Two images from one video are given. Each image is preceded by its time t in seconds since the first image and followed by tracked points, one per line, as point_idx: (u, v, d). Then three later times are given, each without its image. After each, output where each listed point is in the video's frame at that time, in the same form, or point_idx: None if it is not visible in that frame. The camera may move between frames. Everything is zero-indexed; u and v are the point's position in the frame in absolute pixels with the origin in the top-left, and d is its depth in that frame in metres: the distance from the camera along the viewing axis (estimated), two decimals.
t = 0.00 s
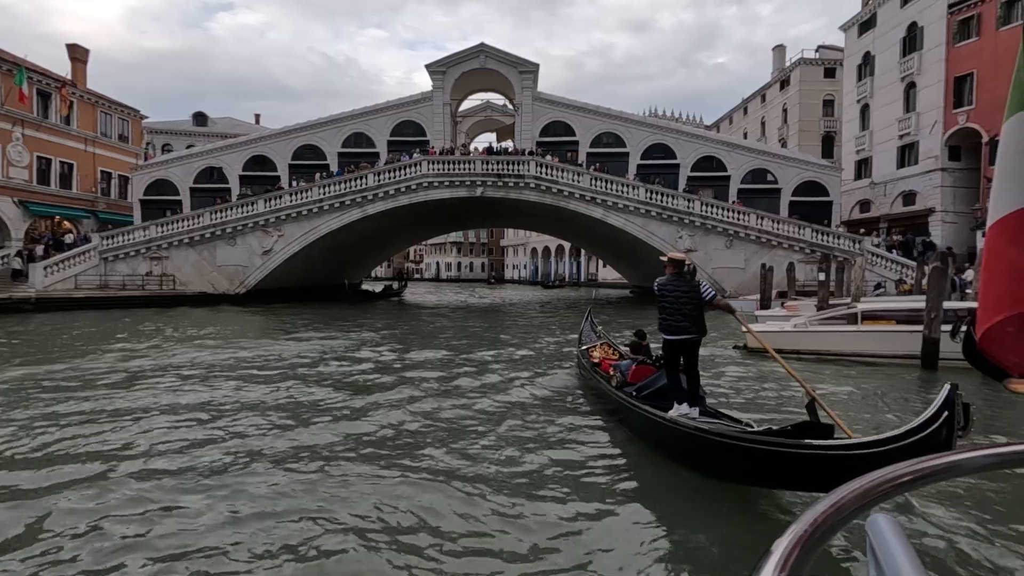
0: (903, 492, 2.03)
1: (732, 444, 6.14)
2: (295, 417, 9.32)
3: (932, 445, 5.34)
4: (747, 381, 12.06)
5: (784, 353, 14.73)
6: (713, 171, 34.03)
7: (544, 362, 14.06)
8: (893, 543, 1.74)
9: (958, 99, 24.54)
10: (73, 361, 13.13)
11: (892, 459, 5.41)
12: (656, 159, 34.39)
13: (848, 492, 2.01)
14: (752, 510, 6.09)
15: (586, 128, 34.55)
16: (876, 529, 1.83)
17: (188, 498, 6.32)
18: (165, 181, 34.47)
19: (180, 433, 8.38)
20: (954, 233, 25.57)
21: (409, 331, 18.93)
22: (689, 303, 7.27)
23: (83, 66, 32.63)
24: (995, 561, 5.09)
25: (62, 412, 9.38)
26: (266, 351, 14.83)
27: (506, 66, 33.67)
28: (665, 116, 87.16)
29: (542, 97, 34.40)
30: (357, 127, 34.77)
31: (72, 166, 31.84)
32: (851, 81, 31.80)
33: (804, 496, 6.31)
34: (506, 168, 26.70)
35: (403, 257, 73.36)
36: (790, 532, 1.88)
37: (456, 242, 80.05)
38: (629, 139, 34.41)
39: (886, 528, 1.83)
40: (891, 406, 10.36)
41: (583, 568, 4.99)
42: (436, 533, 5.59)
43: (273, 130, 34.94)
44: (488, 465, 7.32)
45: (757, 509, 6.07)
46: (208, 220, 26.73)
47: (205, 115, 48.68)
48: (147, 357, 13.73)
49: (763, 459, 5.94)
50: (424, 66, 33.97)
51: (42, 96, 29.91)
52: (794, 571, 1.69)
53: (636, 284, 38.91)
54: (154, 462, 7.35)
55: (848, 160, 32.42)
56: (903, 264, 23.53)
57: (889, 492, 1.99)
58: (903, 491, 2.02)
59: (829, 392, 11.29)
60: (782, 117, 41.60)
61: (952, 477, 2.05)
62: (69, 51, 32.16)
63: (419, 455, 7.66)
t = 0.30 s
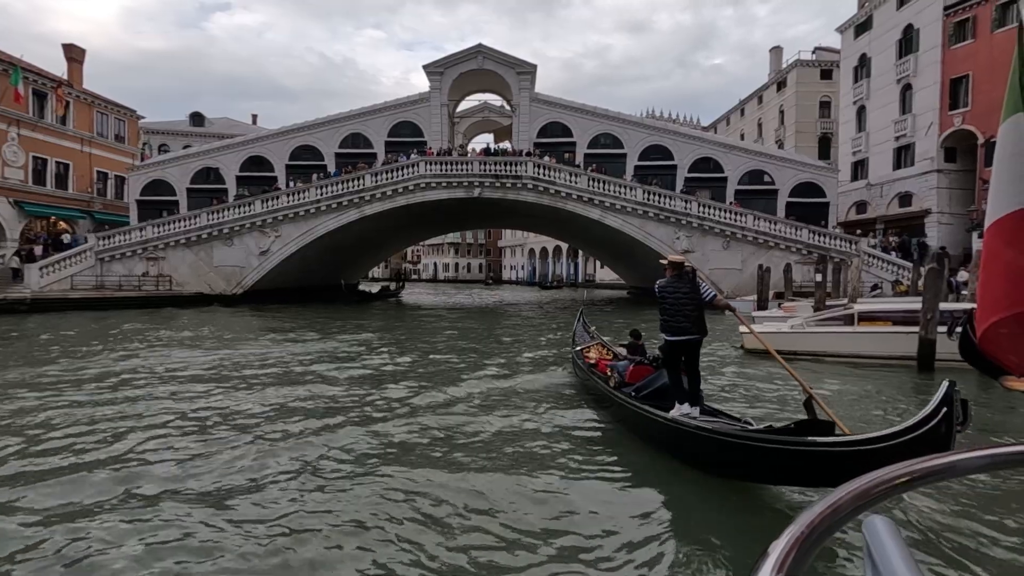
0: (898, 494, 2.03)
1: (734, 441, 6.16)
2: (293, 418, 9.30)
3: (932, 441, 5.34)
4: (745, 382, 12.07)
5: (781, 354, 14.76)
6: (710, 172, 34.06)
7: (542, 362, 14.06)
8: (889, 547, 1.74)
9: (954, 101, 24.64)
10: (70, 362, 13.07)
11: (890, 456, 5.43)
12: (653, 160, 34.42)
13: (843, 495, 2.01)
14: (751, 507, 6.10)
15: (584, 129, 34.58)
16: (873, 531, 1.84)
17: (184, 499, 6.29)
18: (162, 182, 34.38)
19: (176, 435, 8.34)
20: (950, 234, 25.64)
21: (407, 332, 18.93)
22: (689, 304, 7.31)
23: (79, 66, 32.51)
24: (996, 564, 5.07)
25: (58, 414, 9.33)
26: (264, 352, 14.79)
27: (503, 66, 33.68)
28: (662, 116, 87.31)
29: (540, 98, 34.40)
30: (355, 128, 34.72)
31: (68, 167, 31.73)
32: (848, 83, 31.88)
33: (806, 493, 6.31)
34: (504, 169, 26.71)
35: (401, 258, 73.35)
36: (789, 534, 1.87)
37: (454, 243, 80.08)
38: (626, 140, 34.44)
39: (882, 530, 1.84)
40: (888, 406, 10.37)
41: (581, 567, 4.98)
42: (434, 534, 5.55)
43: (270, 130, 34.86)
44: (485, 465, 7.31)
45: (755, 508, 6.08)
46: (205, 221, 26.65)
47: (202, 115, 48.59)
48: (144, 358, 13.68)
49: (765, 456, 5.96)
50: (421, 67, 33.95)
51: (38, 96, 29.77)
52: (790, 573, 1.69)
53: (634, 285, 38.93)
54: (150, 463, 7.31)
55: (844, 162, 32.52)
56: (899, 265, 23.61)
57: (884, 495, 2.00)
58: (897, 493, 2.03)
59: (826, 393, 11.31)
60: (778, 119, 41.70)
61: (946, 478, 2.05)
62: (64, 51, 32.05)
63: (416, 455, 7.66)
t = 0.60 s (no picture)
0: (896, 496, 2.04)
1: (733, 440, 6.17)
2: (293, 418, 9.30)
3: (929, 439, 5.35)
4: (744, 383, 12.11)
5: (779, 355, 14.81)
6: (708, 173, 34.13)
7: (542, 363, 14.08)
8: (886, 548, 1.74)
9: (951, 102, 24.73)
10: (69, 363, 13.03)
11: (887, 455, 5.44)
12: (651, 161, 34.45)
13: (840, 495, 2.01)
14: (750, 505, 6.11)
15: (582, 130, 34.61)
16: (870, 533, 1.84)
17: (183, 499, 6.29)
18: (159, 182, 34.30)
19: (176, 437, 8.33)
20: (948, 235, 25.65)
21: (406, 333, 18.90)
22: (689, 305, 7.32)
23: (76, 65, 32.42)
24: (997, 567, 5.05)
25: (56, 415, 9.31)
26: (263, 353, 14.76)
27: (501, 67, 33.71)
28: (660, 117, 87.41)
29: (538, 99, 34.41)
30: (353, 128, 34.69)
31: (65, 167, 31.63)
32: (845, 84, 31.97)
33: (805, 492, 6.33)
34: (502, 170, 26.72)
35: (399, 258, 73.24)
36: (786, 535, 1.88)
37: (452, 243, 79.98)
38: (624, 141, 34.48)
39: (879, 532, 1.84)
40: (886, 407, 10.43)
41: (580, 566, 5.00)
42: (432, 535, 5.53)
43: (268, 131, 34.81)
44: (484, 465, 7.32)
45: (755, 506, 6.09)
46: (202, 221, 26.59)
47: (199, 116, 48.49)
48: (142, 359, 13.65)
49: (763, 455, 5.99)
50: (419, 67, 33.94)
51: (35, 96, 29.63)
52: (787, 574, 1.70)
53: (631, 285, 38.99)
54: (151, 464, 7.32)
55: (841, 163, 32.60)
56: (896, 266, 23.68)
57: (881, 496, 2.00)
58: (893, 494, 2.03)
59: (824, 393, 11.35)
60: (776, 120, 41.81)
61: (943, 480, 2.06)
62: (62, 51, 31.97)
63: (416, 455, 7.67)
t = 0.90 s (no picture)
0: (894, 496, 2.04)
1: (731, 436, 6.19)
2: (291, 419, 9.30)
3: (924, 434, 5.37)
4: (741, 383, 12.15)
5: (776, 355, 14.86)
6: (705, 174, 34.19)
7: (541, 364, 14.10)
8: (884, 547, 1.75)
9: (946, 104, 24.82)
10: (67, 364, 13.01)
11: (883, 450, 5.46)
12: (649, 162, 34.50)
13: (839, 495, 2.01)
14: (748, 502, 6.13)
15: (580, 131, 34.64)
16: (867, 532, 1.84)
17: (183, 500, 6.29)
18: (156, 183, 34.23)
19: (175, 438, 8.32)
20: (943, 236, 25.90)
21: (405, 334, 18.91)
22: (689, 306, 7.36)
23: (73, 65, 32.34)
24: (992, 562, 5.11)
25: (55, 416, 9.29)
26: (261, 353, 14.75)
27: (499, 68, 33.73)
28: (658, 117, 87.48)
29: (536, 100, 34.43)
30: (350, 129, 34.65)
31: (61, 167, 31.55)
32: (842, 86, 32.06)
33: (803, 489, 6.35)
34: (500, 170, 26.73)
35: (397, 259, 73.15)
36: (783, 536, 1.89)
37: (449, 243, 79.94)
38: (622, 142, 34.52)
39: (877, 531, 1.84)
40: (882, 407, 10.48)
41: (579, 564, 5.01)
42: (431, 534, 5.54)
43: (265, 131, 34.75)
44: (483, 465, 7.34)
45: (754, 502, 6.11)
46: (199, 222, 26.53)
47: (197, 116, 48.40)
48: (141, 360, 13.62)
49: (760, 453, 6.01)
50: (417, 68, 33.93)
51: (31, 96, 29.57)
52: (785, 574, 1.71)
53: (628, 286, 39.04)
54: (150, 465, 7.32)
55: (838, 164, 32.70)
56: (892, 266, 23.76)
57: (880, 496, 2.00)
58: (891, 493, 2.03)
59: (821, 394, 11.39)
60: (773, 121, 41.93)
61: (940, 479, 2.06)
62: (58, 51, 31.89)
63: (414, 456, 7.67)
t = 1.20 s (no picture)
0: (891, 496, 2.04)
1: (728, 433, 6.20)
2: (289, 420, 9.29)
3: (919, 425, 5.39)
4: (738, 383, 12.17)
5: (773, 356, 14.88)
6: (702, 175, 34.26)
7: (539, 364, 14.11)
8: (882, 548, 1.74)
9: (942, 105, 24.93)
10: (64, 365, 12.98)
11: (879, 443, 5.47)
12: (646, 162, 34.55)
13: (836, 496, 2.01)
14: (746, 498, 6.13)
15: (577, 132, 34.68)
16: (865, 532, 1.84)
17: (181, 500, 6.29)
18: (152, 183, 34.14)
19: (174, 438, 8.32)
20: (939, 237, 26.03)
21: (402, 334, 18.90)
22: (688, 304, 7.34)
23: (69, 65, 32.25)
24: (988, 562, 5.13)
25: (52, 417, 9.27)
26: (260, 354, 14.74)
27: (496, 68, 33.73)
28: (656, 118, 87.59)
29: (533, 101, 34.45)
30: (347, 129, 34.60)
31: (57, 167, 31.46)
32: (838, 87, 32.15)
33: (798, 486, 6.37)
34: (497, 171, 26.72)
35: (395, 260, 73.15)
36: (781, 536, 1.89)
37: (447, 244, 79.96)
38: (619, 142, 34.56)
39: (874, 531, 1.84)
40: (878, 407, 10.51)
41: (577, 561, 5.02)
42: (429, 533, 5.55)
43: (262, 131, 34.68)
44: (481, 464, 7.34)
45: (751, 498, 6.12)
46: (196, 222, 26.46)
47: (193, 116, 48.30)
48: (138, 361, 13.59)
49: (757, 450, 6.02)
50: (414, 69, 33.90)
51: (27, 96, 29.47)
52: None
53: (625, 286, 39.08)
54: (148, 465, 7.30)
55: (834, 165, 32.80)
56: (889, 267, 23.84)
57: (877, 497, 2.00)
58: (889, 494, 2.03)
59: (817, 394, 11.43)
60: (770, 122, 42.04)
61: (937, 479, 2.05)
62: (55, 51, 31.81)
63: (411, 456, 7.67)
